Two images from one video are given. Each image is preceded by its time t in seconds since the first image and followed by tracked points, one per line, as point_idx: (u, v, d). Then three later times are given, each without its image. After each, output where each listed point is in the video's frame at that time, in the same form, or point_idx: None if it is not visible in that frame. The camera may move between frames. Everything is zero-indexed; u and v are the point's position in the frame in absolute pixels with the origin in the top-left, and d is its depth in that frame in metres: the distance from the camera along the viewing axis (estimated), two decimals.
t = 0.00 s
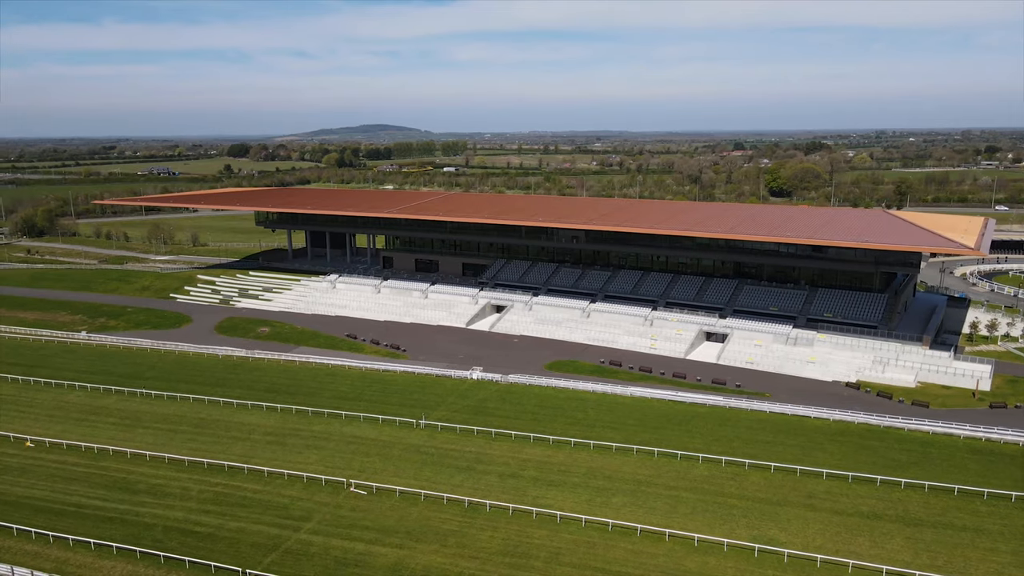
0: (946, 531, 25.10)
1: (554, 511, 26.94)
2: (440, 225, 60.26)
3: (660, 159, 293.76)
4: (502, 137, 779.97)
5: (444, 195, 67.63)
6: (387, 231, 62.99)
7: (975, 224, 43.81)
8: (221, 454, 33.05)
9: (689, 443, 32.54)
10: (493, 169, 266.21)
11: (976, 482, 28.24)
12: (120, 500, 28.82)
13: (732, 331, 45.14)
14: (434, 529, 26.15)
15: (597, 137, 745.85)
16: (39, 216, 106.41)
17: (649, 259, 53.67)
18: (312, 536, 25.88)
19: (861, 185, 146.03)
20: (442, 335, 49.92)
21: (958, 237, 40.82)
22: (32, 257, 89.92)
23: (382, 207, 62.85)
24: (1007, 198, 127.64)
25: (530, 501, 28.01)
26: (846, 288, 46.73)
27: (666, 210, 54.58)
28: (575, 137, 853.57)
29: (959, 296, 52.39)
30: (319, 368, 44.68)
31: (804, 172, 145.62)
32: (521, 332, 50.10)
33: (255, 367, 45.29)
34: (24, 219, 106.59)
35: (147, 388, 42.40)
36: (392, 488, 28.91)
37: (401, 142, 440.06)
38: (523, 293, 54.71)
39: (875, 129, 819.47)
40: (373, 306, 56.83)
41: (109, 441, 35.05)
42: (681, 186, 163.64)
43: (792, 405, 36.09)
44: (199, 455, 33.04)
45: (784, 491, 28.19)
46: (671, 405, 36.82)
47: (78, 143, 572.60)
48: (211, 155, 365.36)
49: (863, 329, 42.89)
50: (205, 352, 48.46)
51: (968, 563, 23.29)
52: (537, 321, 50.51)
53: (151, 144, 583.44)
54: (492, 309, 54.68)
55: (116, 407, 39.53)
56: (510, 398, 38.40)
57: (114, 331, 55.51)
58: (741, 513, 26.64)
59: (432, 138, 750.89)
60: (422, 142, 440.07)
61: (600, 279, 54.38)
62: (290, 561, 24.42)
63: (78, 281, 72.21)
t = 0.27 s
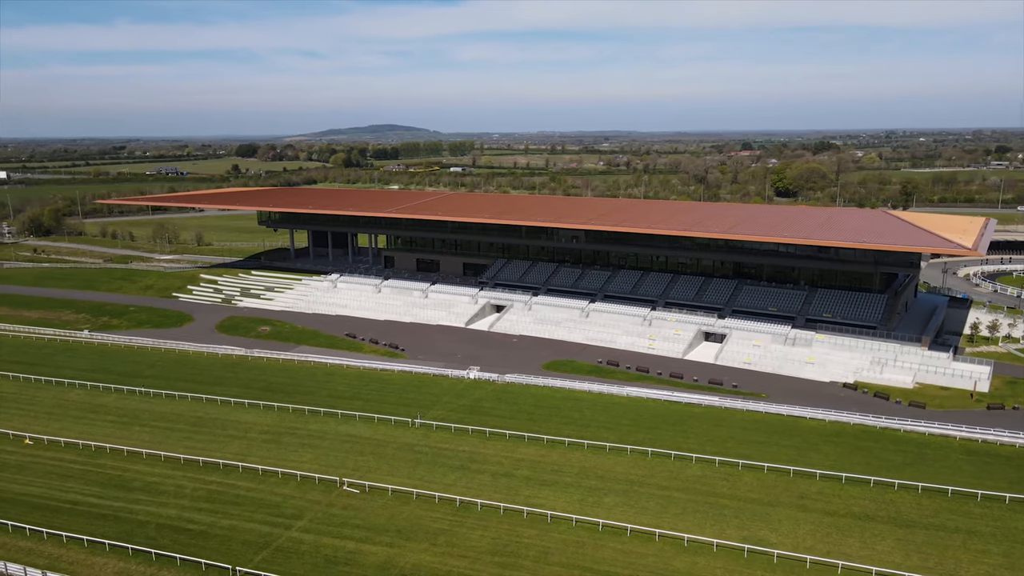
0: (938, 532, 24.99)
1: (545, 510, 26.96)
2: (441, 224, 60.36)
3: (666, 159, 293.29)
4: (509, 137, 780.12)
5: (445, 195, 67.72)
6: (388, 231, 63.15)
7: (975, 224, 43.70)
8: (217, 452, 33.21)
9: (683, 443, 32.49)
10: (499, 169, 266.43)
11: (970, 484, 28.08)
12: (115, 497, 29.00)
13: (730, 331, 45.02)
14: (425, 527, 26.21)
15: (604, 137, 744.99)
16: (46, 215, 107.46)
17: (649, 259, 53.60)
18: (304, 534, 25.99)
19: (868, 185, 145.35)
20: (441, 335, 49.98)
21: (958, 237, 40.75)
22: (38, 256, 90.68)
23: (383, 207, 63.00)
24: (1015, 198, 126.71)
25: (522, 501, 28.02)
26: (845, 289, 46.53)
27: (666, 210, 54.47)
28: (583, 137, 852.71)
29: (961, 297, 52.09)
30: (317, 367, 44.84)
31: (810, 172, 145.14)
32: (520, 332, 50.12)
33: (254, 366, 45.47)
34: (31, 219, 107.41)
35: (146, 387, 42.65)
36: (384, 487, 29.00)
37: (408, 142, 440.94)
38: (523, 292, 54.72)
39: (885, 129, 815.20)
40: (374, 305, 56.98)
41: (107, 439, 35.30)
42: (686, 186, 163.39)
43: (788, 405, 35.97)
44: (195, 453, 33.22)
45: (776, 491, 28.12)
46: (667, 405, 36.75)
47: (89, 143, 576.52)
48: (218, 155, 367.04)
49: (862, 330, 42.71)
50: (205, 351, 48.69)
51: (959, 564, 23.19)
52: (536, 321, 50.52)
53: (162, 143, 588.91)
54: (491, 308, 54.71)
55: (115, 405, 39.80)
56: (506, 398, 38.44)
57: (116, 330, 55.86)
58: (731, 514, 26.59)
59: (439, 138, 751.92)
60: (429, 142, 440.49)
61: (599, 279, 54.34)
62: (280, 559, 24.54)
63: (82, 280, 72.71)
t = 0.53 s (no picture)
0: (929, 535, 24.86)
1: (536, 510, 26.97)
2: (442, 224, 60.46)
3: (673, 159, 292.75)
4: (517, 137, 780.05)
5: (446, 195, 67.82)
6: (389, 231, 63.30)
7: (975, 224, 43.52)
8: (212, 450, 33.38)
9: (677, 443, 32.42)
10: (506, 169, 266.56)
11: (964, 486, 27.91)
12: (109, 495, 29.20)
13: (729, 332, 44.92)
14: (416, 526, 26.26)
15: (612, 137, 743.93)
16: (53, 215, 108.27)
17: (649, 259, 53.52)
18: (294, 532, 26.09)
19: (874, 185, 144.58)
20: (440, 335, 50.04)
21: (957, 237, 40.65)
22: (44, 255, 91.36)
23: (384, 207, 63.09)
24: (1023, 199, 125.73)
25: (513, 501, 28.04)
26: (845, 289, 46.33)
27: (666, 210, 54.35)
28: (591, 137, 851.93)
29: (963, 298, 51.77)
30: (315, 367, 45.00)
31: (816, 172, 144.53)
32: (519, 332, 50.13)
33: (253, 365, 45.66)
34: (39, 218, 108.21)
35: (145, 385, 42.92)
36: (376, 486, 29.09)
37: (416, 142, 441.83)
38: (522, 293, 54.75)
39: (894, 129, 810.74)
40: (374, 305, 57.11)
41: (104, 437, 35.54)
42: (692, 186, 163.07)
43: (784, 406, 35.87)
44: (191, 451, 33.40)
45: (768, 492, 28.05)
46: (663, 406, 36.69)
47: (98, 142, 579.43)
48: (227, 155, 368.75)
49: (861, 330, 42.53)
50: (205, 350, 48.93)
51: (949, 566, 23.06)
52: (535, 321, 50.54)
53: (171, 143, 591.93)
54: (490, 308, 54.74)
55: (114, 404, 40.06)
56: (502, 398, 38.48)
57: (118, 329, 56.20)
58: (722, 514, 26.53)
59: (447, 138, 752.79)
60: (439, 142, 442.03)
61: (599, 279, 54.30)
62: (270, 557, 24.64)
63: (87, 279, 73.20)
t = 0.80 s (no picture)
0: (920, 537, 24.73)
1: (526, 510, 26.99)
2: (442, 224, 60.56)
3: (680, 159, 292.15)
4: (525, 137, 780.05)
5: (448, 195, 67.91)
6: (391, 231, 63.45)
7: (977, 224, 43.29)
8: (208, 449, 33.56)
9: (671, 444, 32.35)
10: (512, 169, 266.69)
11: (958, 488, 27.74)
12: (104, 493, 29.39)
13: (727, 332, 44.82)
14: (406, 526, 26.31)
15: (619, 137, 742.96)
16: (61, 214, 109.05)
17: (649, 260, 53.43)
18: (285, 531, 26.20)
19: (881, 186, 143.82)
20: (439, 334, 50.12)
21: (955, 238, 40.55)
22: (51, 255, 92.01)
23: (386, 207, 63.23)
24: None
25: (504, 500, 28.07)
26: (844, 290, 46.13)
27: (666, 211, 54.24)
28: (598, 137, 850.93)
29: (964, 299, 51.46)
30: (313, 366, 45.15)
31: (822, 172, 143.92)
32: (517, 332, 50.15)
33: (252, 364, 45.85)
34: (46, 218, 108.99)
35: (145, 384, 43.17)
36: (369, 485, 29.18)
37: (423, 142, 442.63)
38: (522, 293, 54.76)
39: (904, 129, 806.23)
40: (374, 305, 57.25)
41: (102, 435, 35.77)
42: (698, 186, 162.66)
43: (780, 408, 35.77)
44: (187, 450, 33.60)
45: (760, 493, 27.98)
46: (658, 406, 36.64)
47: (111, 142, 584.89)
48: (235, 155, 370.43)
49: (859, 331, 42.34)
50: (205, 349, 49.16)
51: (939, 569, 22.94)
52: (534, 321, 50.55)
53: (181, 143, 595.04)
54: (490, 308, 54.77)
55: (113, 402, 40.31)
56: (498, 398, 38.52)
57: (120, 328, 56.54)
58: (713, 515, 26.48)
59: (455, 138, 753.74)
60: (446, 142, 442.62)
61: (599, 279, 54.26)
62: (260, 555, 24.75)
63: (92, 278, 73.70)
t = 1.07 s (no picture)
0: (912, 540, 24.59)
1: (517, 511, 27.02)
2: (444, 225, 60.68)
3: (687, 159, 291.49)
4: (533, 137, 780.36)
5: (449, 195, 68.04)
6: (392, 231, 63.64)
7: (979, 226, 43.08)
8: (203, 448, 33.75)
9: (665, 445, 32.31)
10: (519, 169, 266.83)
11: (951, 491, 27.58)
12: (99, 491, 29.61)
13: (725, 333, 44.72)
14: (396, 526, 26.39)
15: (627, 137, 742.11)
16: (68, 214, 109.79)
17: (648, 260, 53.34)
18: (276, 530, 26.32)
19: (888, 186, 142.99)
20: (438, 335, 50.21)
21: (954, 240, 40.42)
22: (57, 254, 92.67)
23: (388, 207, 63.39)
24: None
25: (495, 501, 28.11)
26: (844, 291, 45.93)
27: (666, 211, 54.09)
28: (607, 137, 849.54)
29: (967, 301, 51.11)
30: (312, 366, 45.32)
31: (828, 173, 143.26)
32: (516, 332, 50.16)
33: (251, 364, 46.06)
34: (54, 217, 109.79)
35: (144, 383, 43.44)
36: (362, 485, 29.28)
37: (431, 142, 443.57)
38: (521, 293, 54.79)
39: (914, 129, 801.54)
40: (374, 305, 57.40)
41: (99, 434, 36.01)
42: (703, 186, 162.25)
43: (776, 409, 35.65)
44: (183, 448, 33.80)
45: (752, 495, 27.89)
46: (654, 407, 36.59)
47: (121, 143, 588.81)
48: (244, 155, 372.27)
49: (858, 333, 42.16)
50: (205, 348, 49.42)
51: (928, 572, 22.81)
52: (533, 321, 50.57)
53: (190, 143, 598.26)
54: (490, 309, 54.82)
55: (112, 401, 40.58)
56: (494, 399, 38.55)
57: (123, 327, 56.89)
58: (704, 518, 26.41)
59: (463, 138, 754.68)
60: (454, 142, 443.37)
61: (598, 279, 54.22)
62: (251, 555, 24.87)
63: (96, 278, 74.20)
